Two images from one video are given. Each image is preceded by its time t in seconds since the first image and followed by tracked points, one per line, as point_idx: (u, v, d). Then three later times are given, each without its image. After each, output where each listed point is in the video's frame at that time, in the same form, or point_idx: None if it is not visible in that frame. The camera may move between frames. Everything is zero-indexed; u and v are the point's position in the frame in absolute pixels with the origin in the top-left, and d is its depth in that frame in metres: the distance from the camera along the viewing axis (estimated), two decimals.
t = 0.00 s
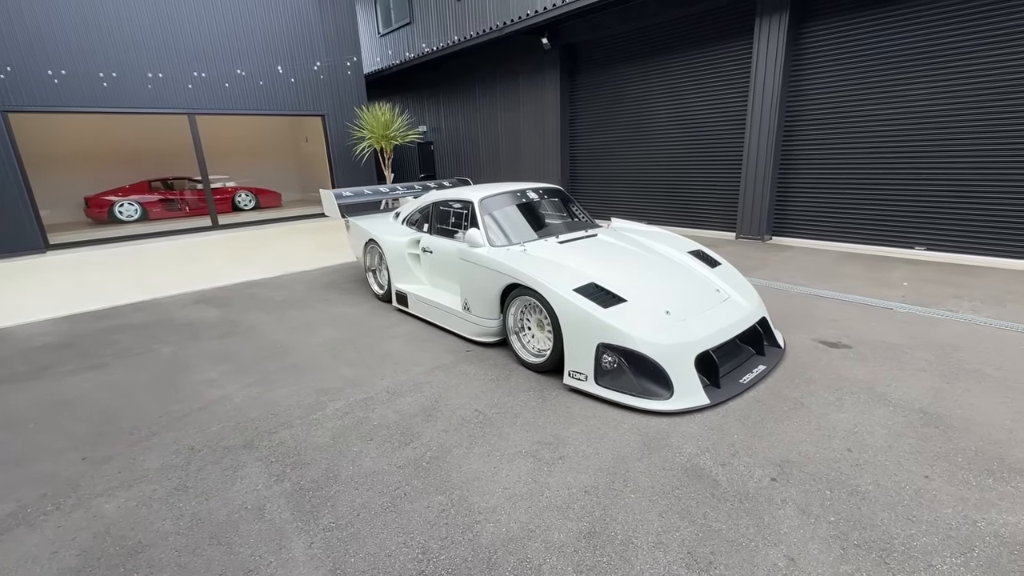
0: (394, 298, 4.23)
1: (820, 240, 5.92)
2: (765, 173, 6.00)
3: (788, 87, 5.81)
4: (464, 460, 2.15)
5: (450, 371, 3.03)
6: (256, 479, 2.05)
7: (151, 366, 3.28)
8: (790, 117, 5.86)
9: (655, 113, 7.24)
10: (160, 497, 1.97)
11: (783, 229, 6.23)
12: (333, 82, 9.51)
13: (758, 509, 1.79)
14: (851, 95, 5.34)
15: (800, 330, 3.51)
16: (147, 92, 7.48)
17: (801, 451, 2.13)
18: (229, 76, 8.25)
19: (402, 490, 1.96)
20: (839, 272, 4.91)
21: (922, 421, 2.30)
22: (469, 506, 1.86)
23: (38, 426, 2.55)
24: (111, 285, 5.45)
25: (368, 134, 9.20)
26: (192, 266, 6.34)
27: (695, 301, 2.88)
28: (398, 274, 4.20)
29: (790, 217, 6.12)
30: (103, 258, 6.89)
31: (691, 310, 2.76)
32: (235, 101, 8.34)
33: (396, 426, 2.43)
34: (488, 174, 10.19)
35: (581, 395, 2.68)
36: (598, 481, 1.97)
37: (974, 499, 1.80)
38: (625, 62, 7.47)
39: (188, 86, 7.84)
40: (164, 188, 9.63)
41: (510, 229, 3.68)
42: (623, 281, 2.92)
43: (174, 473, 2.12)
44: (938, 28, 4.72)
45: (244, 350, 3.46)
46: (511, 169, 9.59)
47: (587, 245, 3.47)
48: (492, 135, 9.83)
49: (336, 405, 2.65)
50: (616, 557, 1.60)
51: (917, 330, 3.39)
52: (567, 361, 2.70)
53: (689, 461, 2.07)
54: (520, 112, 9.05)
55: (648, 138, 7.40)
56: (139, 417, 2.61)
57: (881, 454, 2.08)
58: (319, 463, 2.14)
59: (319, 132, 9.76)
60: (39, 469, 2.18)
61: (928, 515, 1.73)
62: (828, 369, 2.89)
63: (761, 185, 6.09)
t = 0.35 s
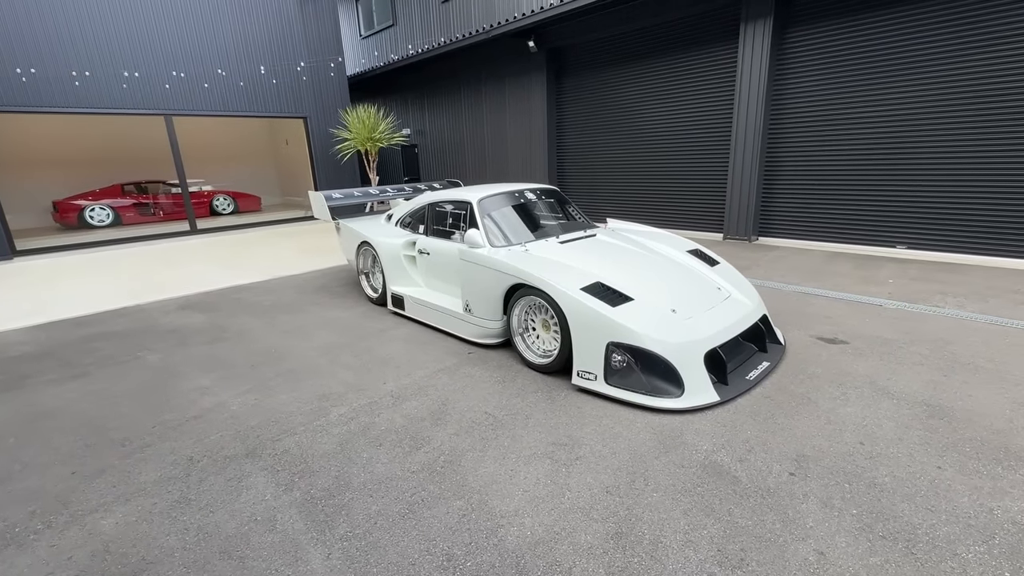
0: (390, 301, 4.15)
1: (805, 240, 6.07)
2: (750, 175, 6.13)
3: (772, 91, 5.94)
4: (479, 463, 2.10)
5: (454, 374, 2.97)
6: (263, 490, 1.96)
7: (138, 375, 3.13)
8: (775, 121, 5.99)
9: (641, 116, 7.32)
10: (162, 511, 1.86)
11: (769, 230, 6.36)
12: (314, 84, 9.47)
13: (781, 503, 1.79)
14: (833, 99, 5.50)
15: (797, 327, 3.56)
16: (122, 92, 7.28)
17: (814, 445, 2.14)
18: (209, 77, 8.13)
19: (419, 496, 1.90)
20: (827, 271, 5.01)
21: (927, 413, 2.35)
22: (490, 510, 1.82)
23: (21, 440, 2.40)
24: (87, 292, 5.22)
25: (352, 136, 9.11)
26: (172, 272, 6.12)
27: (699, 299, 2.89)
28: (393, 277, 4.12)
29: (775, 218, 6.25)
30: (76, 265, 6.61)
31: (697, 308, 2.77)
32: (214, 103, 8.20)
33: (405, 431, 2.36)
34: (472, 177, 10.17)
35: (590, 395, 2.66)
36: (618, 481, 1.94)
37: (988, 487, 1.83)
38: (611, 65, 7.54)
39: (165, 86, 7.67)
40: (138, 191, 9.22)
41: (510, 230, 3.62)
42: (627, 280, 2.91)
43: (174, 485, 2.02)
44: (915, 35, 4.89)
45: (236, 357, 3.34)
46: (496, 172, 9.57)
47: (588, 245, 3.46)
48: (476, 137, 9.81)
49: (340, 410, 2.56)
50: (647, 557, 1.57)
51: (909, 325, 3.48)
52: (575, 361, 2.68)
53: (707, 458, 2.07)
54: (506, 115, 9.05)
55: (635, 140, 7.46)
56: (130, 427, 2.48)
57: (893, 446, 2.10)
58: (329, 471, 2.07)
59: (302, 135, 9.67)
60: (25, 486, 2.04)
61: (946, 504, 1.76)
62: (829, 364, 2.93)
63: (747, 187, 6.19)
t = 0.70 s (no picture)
0: (389, 307, 4.10)
1: (795, 244, 6.17)
2: (741, 180, 6.22)
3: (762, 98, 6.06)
4: (495, 473, 2.06)
5: (460, 381, 2.93)
6: (273, 505, 1.90)
7: (130, 385, 3.02)
8: (765, 127, 6.09)
9: (633, 122, 7.37)
10: (167, 529, 1.79)
11: (760, 234, 6.45)
12: (303, 86, 9.38)
13: (802, 509, 1.79)
14: (821, 107, 5.63)
15: (797, 331, 3.59)
16: (105, 93, 7.13)
17: (827, 449, 2.16)
18: (197, 78, 7.97)
19: (436, 508, 1.86)
20: (820, 275, 5.09)
21: (933, 416, 2.38)
22: (511, 522, 1.78)
23: (9, 455, 2.29)
24: (70, 299, 5.05)
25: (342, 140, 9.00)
26: (158, 278, 5.96)
27: (705, 304, 2.89)
28: (392, 282, 4.06)
29: (766, 222, 6.35)
30: (56, 271, 6.40)
31: (704, 313, 2.77)
32: (201, 105, 8.05)
33: (415, 440, 2.32)
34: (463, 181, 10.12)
35: (599, 401, 2.64)
36: (637, 488, 1.93)
37: (1001, 489, 1.86)
38: (602, 71, 7.58)
39: (149, 88, 7.54)
40: (118, 196, 8.92)
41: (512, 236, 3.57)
42: (634, 285, 2.90)
43: (179, 501, 1.94)
44: (900, 45, 5.03)
45: (233, 366, 3.25)
46: (487, 177, 9.54)
47: (591, 250, 3.45)
48: (467, 142, 9.79)
49: (346, 421, 2.50)
50: (674, 567, 1.55)
51: (905, 328, 3.54)
52: (585, 367, 2.66)
53: (723, 464, 2.06)
54: (497, 119, 9.04)
55: (627, 145, 7.51)
56: (126, 441, 2.39)
57: (904, 450, 2.13)
58: (341, 483, 2.01)
59: (291, 140, 9.63)
60: (18, 505, 1.94)
61: (963, 507, 1.77)
62: (832, 368, 2.96)
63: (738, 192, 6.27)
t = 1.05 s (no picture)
0: (398, 309, 4.14)
1: (791, 248, 6.32)
2: (738, 185, 6.36)
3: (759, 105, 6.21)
4: (518, 466, 2.12)
5: (474, 379, 2.99)
6: (304, 498, 1.94)
7: (146, 385, 3.04)
8: (761, 134, 6.25)
9: (631, 127, 7.49)
10: (202, 522, 1.82)
11: (756, 238, 6.60)
12: (303, 90, 9.47)
13: (816, 497, 1.87)
14: (817, 113, 5.79)
15: (798, 331, 3.70)
16: (105, 95, 7.22)
17: (835, 442, 2.25)
18: (196, 82, 8.07)
19: (464, 500, 1.92)
20: (816, 277, 5.23)
21: (933, 410, 2.49)
22: (538, 512, 1.85)
23: (33, 454, 2.30)
24: (73, 301, 5.02)
25: (341, 143, 9.05)
26: (160, 280, 5.94)
27: (713, 304, 2.98)
28: (401, 284, 4.12)
29: (762, 227, 6.50)
30: (56, 273, 6.36)
31: (713, 313, 2.86)
32: (200, 108, 8.14)
33: (436, 436, 2.37)
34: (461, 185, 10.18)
35: (613, 399, 2.72)
36: (657, 480, 2.00)
37: (1001, 477, 1.96)
38: (601, 77, 7.72)
39: (149, 90, 7.63)
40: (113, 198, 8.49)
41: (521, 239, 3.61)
42: (644, 285, 2.98)
43: (211, 495, 1.98)
44: (891, 56, 5.21)
45: (247, 366, 3.28)
46: (485, 181, 9.62)
47: (599, 253, 3.54)
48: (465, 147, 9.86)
49: (366, 418, 2.55)
50: (699, 552, 1.63)
51: (901, 328, 3.66)
52: (598, 365, 2.73)
53: (737, 457, 2.15)
54: (495, 123, 9.14)
55: (626, 150, 7.63)
56: (150, 439, 2.41)
57: (908, 442, 2.23)
58: (368, 478, 2.06)
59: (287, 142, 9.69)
60: (50, 501, 1.97)
61: (966, 495, 1.87)
62: (834, 366, 3.07)
63: (735, 197, 6.41)
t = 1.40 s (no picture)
0: (411, 310, 4.28)
1: (788, 254, 6.52)
2: (736, 193, 6.56)
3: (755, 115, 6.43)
4: (539, 456, 2.27)
5: (491, 377, 3.13)
6: (342, 484, 2.08)
7: (175, 381, 3.17)
8: (759, 143, 6.46)
9: (632, 136, 7.70)
10: (249, 505, 1.95)
11: (753, 244, 6.80)
12: (309, 96, 9.65)
13: (817, 482, 2.03)
14: (817, 124, 5.98)
15: (797, 333, 3.87)
16: (118, 101, 7.38)
17: (834, 434, 2.41)
18: (207, 88, 8.26)
19: (492, 485, 2.06)
20: (813, 282, 5.41)
21: (925, 406, 2.65)
22: (561, 495, 1.99)
23: (77, 444, 2.42)
24: (89, 302, 5.14)
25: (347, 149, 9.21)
26: (172, 282, 6.06)
27: (718, 305, 3.14)
28: (414, 286, 4.26)
29: (760, 234, 6.70)
30: (67, 275, 6.47)
31: (719, 314, 3.01)
32: (210, 113, 8.31)
33: (460, 429, 2.51)
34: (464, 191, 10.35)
35: (624, 395, 2.87)
36: (670, 467, 2.15)
37: (987, 465, 2.12)
38: (603, 87, 7.93)
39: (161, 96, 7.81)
40: (120, 201, 8.63)
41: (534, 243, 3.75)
42: (652, 288, 3.14)
43: (253, 481, 2.11)
44: (884, 70, 5.44)
45: (270, 364, 3.41)
46: (488, 187, 9.79)
47: (608, 257, 3.70)
48: (468, 154, 10.04)
49: (391, 412, 2.69)
50: (712, 530, 1.78)
51: (895, 331, 3.84)
52: (610, 363, 2.88)
53: (744, 447, 2.30)
54: (499, 131, 9.33)
55: (626, 158, 7.82)
56: (187, 431, 2.54)
57: (902, 434, 2.39)
58: (400, 465, 2.20)
59: (293, 148, 9.79)
60: (101, 486, 2.09)
61: (956, 480, 2.03)
62: (832, 365, 3.23)
63: (734, 204, 6.61)
